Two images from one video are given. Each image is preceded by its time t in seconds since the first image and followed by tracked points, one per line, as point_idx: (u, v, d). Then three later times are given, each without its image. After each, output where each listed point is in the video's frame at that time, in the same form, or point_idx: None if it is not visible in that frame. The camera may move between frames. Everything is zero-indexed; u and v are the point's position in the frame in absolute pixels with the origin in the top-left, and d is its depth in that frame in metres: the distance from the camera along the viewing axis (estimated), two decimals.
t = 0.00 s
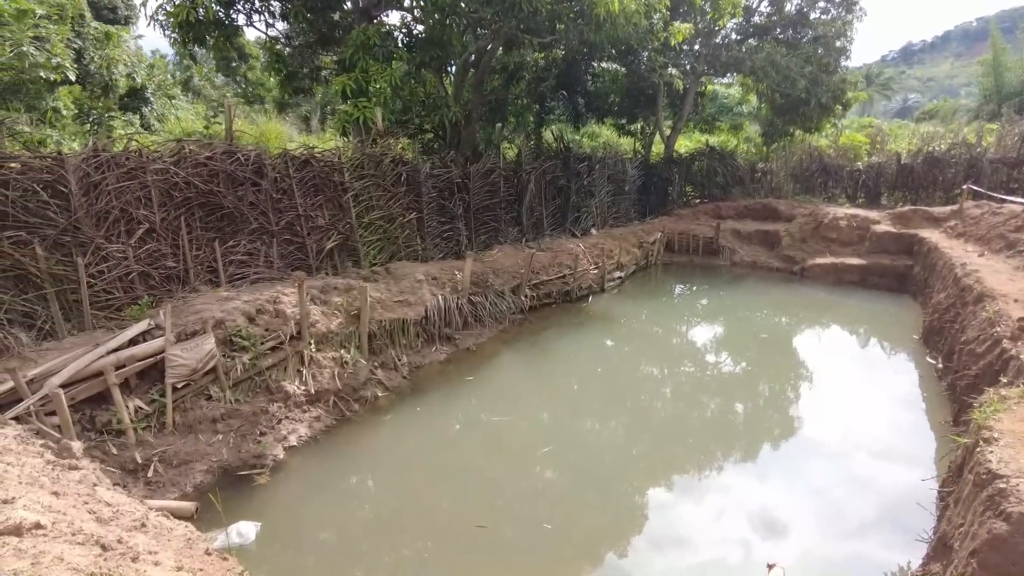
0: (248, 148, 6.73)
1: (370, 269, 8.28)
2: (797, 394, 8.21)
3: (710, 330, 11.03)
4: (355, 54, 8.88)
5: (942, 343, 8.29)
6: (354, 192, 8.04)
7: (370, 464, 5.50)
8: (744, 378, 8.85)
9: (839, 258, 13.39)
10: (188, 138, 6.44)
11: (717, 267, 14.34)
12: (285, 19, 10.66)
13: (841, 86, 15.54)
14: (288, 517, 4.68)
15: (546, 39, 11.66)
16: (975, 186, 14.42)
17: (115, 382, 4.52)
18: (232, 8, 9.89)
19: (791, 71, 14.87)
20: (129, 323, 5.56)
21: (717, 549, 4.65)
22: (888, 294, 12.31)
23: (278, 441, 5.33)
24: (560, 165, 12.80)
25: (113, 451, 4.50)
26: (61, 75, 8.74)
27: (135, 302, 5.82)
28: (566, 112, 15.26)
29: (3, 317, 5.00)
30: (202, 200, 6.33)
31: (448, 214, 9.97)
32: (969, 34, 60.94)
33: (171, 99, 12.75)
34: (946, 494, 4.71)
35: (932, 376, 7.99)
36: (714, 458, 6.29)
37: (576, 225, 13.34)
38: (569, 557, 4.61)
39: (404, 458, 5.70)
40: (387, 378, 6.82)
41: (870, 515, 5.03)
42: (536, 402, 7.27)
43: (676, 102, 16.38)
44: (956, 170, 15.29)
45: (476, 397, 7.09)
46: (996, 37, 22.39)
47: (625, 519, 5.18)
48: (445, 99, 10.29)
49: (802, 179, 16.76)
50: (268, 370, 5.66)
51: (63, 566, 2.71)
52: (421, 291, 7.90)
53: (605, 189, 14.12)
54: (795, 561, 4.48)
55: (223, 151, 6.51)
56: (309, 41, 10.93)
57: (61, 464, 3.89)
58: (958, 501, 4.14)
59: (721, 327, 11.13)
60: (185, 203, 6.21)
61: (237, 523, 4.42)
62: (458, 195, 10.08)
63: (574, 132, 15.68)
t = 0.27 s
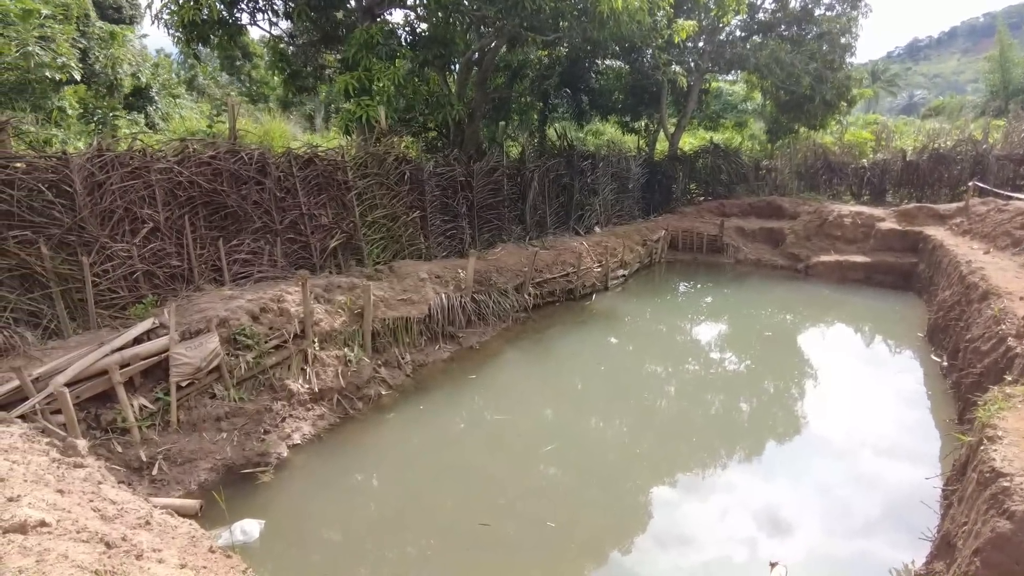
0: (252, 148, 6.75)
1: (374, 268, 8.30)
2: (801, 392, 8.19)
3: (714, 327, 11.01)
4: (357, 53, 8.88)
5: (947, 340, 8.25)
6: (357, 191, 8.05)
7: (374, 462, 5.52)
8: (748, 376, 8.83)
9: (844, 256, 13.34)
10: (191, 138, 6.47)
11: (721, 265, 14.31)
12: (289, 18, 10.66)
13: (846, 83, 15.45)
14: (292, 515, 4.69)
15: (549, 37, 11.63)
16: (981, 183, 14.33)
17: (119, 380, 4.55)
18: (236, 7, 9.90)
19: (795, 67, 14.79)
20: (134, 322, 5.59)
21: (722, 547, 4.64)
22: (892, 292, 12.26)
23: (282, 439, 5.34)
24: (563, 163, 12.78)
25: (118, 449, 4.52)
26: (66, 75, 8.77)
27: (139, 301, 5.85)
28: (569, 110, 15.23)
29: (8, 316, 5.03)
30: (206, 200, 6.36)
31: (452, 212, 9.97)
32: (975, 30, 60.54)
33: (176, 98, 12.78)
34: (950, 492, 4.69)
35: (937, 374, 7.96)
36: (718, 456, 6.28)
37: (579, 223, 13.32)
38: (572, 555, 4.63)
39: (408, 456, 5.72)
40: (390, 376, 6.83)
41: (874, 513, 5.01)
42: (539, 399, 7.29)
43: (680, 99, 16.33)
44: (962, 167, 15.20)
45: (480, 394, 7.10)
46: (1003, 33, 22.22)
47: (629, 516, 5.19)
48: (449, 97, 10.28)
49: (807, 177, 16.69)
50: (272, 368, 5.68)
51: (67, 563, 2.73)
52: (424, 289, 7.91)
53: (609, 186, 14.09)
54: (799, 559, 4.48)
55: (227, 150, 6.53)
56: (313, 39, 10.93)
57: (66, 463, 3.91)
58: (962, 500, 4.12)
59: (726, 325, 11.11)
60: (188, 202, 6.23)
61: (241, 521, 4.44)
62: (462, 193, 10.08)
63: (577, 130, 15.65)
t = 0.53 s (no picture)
0: (253, 147, 6.76)
1: (375, 267, 8.30)
2: (804, 390, 8.18)
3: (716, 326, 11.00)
4: (358, 52, 8.87)
5: (950, 338, 8.23)
6: (359, 190, 8.05)
7: (376, 461, 5.54)
8: (750, 375, 8.81)
9: (846, 253, 13.31)
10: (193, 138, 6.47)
11: (723, 263, 14.29)
12: (290, 18, 10.66)
13: (848, 81, 15.41)
14: (295, 514, 4.71)
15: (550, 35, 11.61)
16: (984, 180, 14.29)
17: (122, 380, 4.57)
18: (237, 7, 9.90)
19: (797, 65, 14.75)
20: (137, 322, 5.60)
21: (725, 546, 4.65)
22: (895, 290, 12.23)
23: (285, 438, 5.36)
24: (565, 161, 12.77)
25: (121, 448, 4.54)
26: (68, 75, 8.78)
27: (142, 301, 5.87)
28: (571, 108, 15.21)
29: (12, 316, 5.04)
30: (207, 200, 6.37)
31: (453, 211, 9.97)
32: (978, 27, 60.31)
33: (177, 98, 12.79)
34: (952, 491, 4.69)
35: (939, 372, 7.94)
36: (720, 454, 6.28)
37: (581, 221, 13.30)
38: (574, 554, 4.64)
39: (410, 455, 5.73)
40: (392, 375, 6.84)
41: (877, 511, 5.01)
42: (541, 398, 7.29)
43: (682, 97, 16.29)
44: (965, 165, 15.15)
45: (482, 393, 7.11)
46: (1006, 30, 22.14)
47: (630, 514, 5.20)
48: (450, 96, 10.27)
49: (810, 175, 16.65)
50: (274, 367, 5.70)
51: (70, 562, 2.74)
52: (426, 288, 7.91)
53: (611, 185, 14.07)
54: (802, 557, 4.49)
55: (228, 150, 6.54)
56: (314, 39, 10.93)
57: (69, 462, 3.93)
58: (964, 498, 4.12)
59: (728, 324, 11.09)
60: (190, 201, 6.25)
61: (244, 520, 4.45)
62: (463, 192, 10.07)
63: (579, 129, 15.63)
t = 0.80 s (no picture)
0: (254, 148, 6.76)
1: (376, 267, 8.31)
2: (805, 389, 8.17)
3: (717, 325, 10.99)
4: (359, 52, 8.86)
5: (951, 337, 8.23)
6: (359, 190, 8.06)
7: (377, 461, 5.53)
8: (752, 374, 8.80)
9: (847, 252, 13.29)
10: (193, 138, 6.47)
11: (724, 262, 14.27)
12: (291, 17, 10.65)
13: (849, 79, 15.38)
14: (296, 514, 4.71)
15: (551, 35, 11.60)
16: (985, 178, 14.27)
17: (123, 380, 4.58)
18: (238, 7, 9.90)
19: (798, 63, 14.72)
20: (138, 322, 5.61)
21: (727, 546, 4.65)
22: (896, 288, 12.22)
23: (286, 438, 5.37)
24: (565, 160, 12.76)
25: (123, 449, 4.55)
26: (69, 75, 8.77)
27: (142, 301, 5.87)
28: (571, 107, 15.19)
29: (13, 317, 5.05)
30: (208, 200, 6.37)
31: (454, 211, 9.96)
32: (979, 25, 60.24)
33: (178, 98, 12.78)
34: (953, 490, 4.69)
35: (941, 370, 7.93)
36: (722, 453, 6.27)
37: (582, 221, 13.29)
38: (575, 553, 4.63)
39: (412, 455, 5.73)
40: (393, 374, 6.85)
41: (878, 510, 5.01)
42: (542, 397, 7.27)
43: (683, 96, 16.27)
44: (966, 163, 15.14)
45: (483, 393, 7.10)
46: (1007, 28, 22.13)
47: (631, 514, 5.19)
48: (450, 95, 10.26)
49: (811, 173, 16.63)
50: (275, 368, 5.71)
51: (72, 563, 2.75)
52: (427, 288, 7.91)
53: (611, 184, 14.06)
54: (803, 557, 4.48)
55: (229, 150, 6.54)
56: (314, 38, 10.92)
57: (71, 462, 3.94)
58: (966, 497, 4.11)
59: (729, 323, 11.08)
60: (191, 202, 6.26)
61: (246, 520, 4.46)
62: (464, 191, 10.07)
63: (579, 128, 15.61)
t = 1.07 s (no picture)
0: (254, 148, 6.76)
1: (376, 267, 8.31)
2: (806, 388, 8.17)
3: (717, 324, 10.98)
4: (358, 52, 8.86)
5: (951, 335, 8.22)
6: (359, 189, 8.06)
7: (377, 461, 5.53)
8: (752, 373, 8.80)
9: (848, 251, 13.29)
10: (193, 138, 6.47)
11: (724, 261, 14.27)
12: (290, 17, 10.64)
13: (850, 78, 15.36)
14: (296, 514, 4.71)
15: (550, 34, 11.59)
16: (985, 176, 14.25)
17: (123, 380, 4.58)
18: (237, 7, 9.89)
19: (798, 62, 14.69)
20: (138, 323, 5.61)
21: (728, 545, 4.64)
22: (896, 287, 12.21)
23: (286, 438, 5.37)
24: (565, 160, 12.76)
25: (123, 449, 4.55)
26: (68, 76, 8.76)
27: (142, 301, 5.87)
28: (570, 106, 15.18)
29: (13, 317, 5.05)
30: (208, 200, 6.37)
31: (454, 210, 9.96)
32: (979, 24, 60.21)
33: (178, 98, 12.78)
34: (954, 489, 4.68)
35: (941, 369, 7.92)
36: (723, 452, 6.27)
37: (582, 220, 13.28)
38: (575, 553, 4.63)
39: (412, 455, 5.72)
40: (393, 374, 6.85)
41: (879, 509, 5.01)
42: (543, 397, 7.27)
43: (683, 95, 16.25)
44: (967, 161, 15.12)
45: (483, 393, 7.10)
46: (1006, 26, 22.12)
47: (632, 513, 5.19)
48: (450, 95, 10.25)
49: (811, 172, 16.61)
50: (275, 368, 5.71)
51: (71, 563, 2.75)
52: (427, 288, 7.92)
53: (611, 183, 14.05)
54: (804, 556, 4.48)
55: (229, 150, 6.54)
56: (313, 38, 10.90)
57: (71, 463, 3.94)
58: (965, 496, 4.11)
59: (730, 322, 11.07)
60: (191, 202, 6.26)
61: (246, 521, 4.46)
62: (464, 191, 10.07)
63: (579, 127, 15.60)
